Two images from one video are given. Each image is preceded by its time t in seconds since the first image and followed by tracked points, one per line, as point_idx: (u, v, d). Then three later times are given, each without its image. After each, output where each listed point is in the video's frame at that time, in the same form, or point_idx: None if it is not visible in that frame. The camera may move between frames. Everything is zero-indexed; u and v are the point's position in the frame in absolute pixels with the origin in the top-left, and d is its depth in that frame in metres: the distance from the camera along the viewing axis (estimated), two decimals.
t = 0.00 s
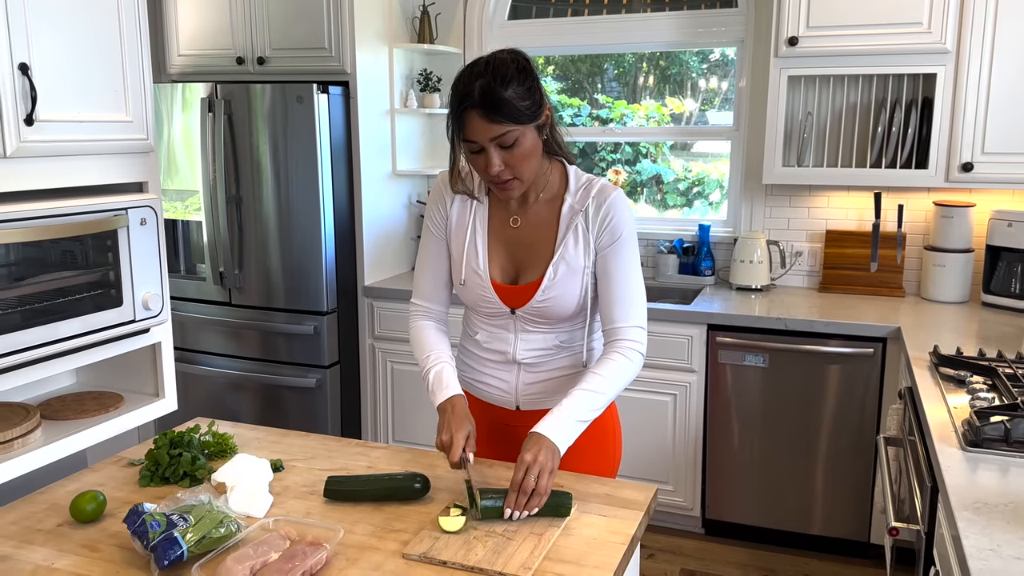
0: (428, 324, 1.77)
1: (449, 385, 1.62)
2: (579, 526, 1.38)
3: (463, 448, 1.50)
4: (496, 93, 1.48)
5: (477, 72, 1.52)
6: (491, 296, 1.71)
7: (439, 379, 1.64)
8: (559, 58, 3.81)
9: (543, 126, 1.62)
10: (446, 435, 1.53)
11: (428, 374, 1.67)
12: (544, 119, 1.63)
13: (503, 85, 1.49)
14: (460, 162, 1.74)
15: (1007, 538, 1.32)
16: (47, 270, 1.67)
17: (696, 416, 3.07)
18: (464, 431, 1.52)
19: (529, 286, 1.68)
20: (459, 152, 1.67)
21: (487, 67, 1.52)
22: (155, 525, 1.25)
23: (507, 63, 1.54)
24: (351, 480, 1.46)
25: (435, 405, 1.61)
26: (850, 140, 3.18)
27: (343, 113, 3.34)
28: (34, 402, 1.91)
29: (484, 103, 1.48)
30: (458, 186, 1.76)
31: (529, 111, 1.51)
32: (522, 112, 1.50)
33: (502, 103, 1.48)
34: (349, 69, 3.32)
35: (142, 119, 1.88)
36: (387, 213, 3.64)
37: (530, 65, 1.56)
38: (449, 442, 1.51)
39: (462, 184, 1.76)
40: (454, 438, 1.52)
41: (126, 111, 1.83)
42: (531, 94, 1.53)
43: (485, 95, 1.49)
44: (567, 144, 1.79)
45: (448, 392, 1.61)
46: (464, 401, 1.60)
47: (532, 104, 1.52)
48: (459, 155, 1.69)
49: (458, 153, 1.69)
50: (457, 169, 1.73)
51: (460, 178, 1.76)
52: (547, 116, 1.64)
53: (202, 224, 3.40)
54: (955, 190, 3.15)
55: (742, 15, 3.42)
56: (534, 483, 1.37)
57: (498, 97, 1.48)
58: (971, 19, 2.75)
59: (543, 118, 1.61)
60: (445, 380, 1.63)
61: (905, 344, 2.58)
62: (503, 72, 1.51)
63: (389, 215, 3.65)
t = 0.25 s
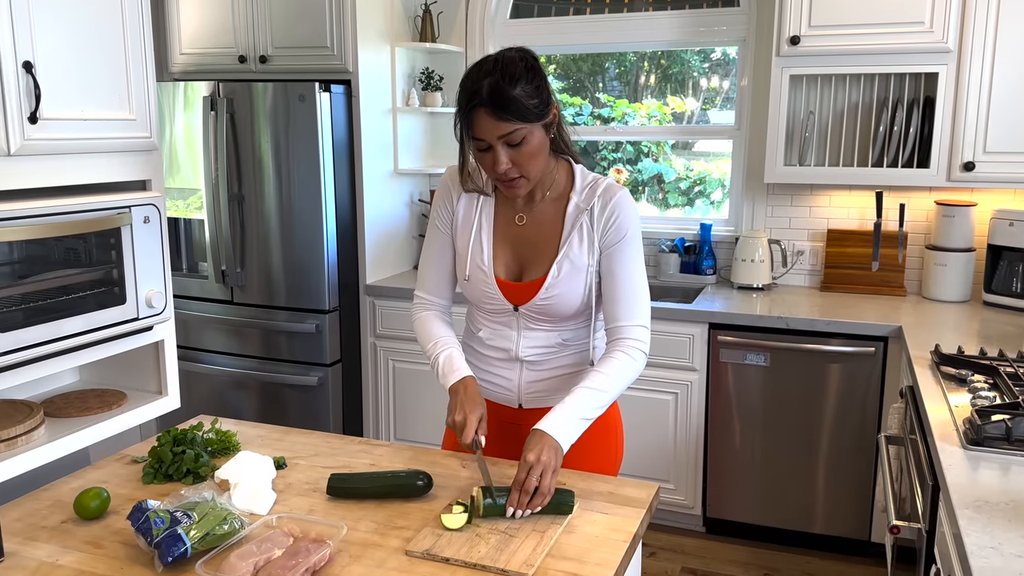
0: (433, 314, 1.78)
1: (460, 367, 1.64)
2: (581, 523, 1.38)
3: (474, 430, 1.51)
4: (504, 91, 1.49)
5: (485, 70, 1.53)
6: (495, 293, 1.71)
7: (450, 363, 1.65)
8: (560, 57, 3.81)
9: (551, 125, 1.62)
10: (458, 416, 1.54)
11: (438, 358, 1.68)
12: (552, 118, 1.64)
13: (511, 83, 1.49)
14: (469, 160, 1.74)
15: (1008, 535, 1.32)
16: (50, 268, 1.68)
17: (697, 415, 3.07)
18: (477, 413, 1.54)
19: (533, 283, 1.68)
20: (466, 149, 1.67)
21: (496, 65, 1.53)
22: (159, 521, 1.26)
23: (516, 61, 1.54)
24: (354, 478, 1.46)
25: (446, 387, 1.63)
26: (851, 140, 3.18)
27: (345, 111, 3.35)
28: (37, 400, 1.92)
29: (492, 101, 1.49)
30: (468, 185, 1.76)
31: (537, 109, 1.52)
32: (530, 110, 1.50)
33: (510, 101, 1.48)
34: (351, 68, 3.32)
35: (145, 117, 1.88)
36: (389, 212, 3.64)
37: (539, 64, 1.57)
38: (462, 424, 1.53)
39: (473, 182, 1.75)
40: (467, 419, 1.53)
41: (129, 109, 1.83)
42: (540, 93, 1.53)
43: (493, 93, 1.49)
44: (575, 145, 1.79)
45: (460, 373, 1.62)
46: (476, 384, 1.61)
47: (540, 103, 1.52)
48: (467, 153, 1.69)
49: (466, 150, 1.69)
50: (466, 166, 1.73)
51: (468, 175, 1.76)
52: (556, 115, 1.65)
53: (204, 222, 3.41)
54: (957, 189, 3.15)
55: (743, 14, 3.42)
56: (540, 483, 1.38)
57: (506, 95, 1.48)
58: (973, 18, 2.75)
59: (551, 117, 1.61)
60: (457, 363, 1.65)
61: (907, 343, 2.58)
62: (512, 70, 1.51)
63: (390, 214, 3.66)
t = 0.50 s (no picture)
0: (436, 313, 1.78)
1: (463, 371, 1.63)
2: (581, 520, 1.39)
3: (477, 437, 1.51)
4: (506, 91, 1.49)
5: (487, 70, 1.53)
6: (498, 292, 1.72)
7: (454, 365, 1.65)
8: (563, 55, 3.81)
9: (552, 125, 1.62)
10: (461, 422, 1.54)
11: (442, 360, 1.67)
12: (554, 118, 1.64)
13: (513, 84, 1.50)
14: (470, 159, 1.74)
15: (1007, 534, 1.33)
16: (53, 265, 1.68)
17: (698, 413, 3.07)
18: (479, 419, 1.54)
19: (536, 282, 1.68)
20: (468, 149, 1.67)
21: (498, 66, 1.53)
22: (162, 518, 1.26)
23: (518, 61, 1.54)
24: (355, 475, 1.47)
25: (449, 389, 1.62)
26: (852, 140, 3.18)
27: (346, 110, 3.35)
28: (40, 397, 1.93)
29: (494, 101, 1.49)
30: (469, 184, 1.75)
31: (539, 110, 1.52)
32: (532, 111, 1.51)
33: (512, 102, 1.49)
34: (353, 66, 3.32)
35: (147, 115, 1.89)
36: (390, 210, 3.65)
37: (540, 64, 1.57)
38: (465, 429, 1.53)
39: (474, 182, 1.75)
40: (470, 425, 1.53)
41: (131, 107, 1.84)
42: (542, 93, 1.53)
43: (495, 93, 1.49)
44: (576, 143, 1.80)
45: (463, 377, 1.62)
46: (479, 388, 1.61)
47: (542, 103, 1.53)
48: (468, 152, 1.70)
49: (467, 150, 1.70)
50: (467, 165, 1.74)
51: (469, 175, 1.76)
52: (557, 115, 1.65)
53: (206, 221, 3.41)
54: (958, 188, 3.15)
55: (745, 13, 3.42)
56: (541, 480, 1.38)
57: (508, 95, 1.49)
58: (975, 17, 2.75)
59: (553, 117, 1.61)
60: (460, 366, 1.65)
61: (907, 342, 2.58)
62: (513, 70, 1.52)
63: (391, 212, 3.66)
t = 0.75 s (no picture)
0: (438, 320, 1.79)
1: (459, 396, 1.61)
2: (578, 516, 1.39)
3: (473, 460, 1.49)
4: (502, 91, 1.50)
5: (483, 70, 1.54)
6: (497, 292, 1.72)
7: (450, 388, 1.63)
8: (564, 54, 3.81)
9: (548, 123, 1.63)
10: (455, 447, 1.51)
11: (439, 380, 1.66)
12: (550, 117, 1.65)
13: (509, 83, 1.50)
14: (466, 160, 1.75)
15: (1002, 531, 1.33)
16: (53, 262, 1.69)
17: (697, 411, 3.08)
18: (474, 442, 1.51)
19: (536, 281, 1.69)
20: (463, 150, 1.68)
21: (493, 66, 1.53)
22: (160, 512, 1.27)
23: (513, 61, 1.55)
24: (353, 471, 1.48)
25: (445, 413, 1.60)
26: (852, 139, 3.18)
27: (347, 108, 3.36)
28: (41, 392, 1.94)
29: (490, 101, 1.50)
30: (464, 186, 1.77)
31: (535, 109, 1.53)
32: (528, 111, 1.51)
33: (508, 102, 1.50)
34: (354, 65, 3.33)
35: (148, 112, 1.89)
36: (390, 208, 3.65)
37: (536, 63, 1.58)
38: (460, 454, 1.50)
39: (468, 183, 1.77)
40: (464, 450, 1.50)
41: (131, 104, 1.84)
42: (537, 93, 1.54)
43: (491, 93, 1.50)
44: (572, 141, 1.80)
45: (458, 404, 1.59)
46: (476, 413, 1.58)
47: (537, 102, 1.53)
48: (464, 153, 1.70)
49: (462, 151, 1.70)
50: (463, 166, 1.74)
51: (466, 176, 1.77)
52: (553, 114, 1.66)
53: (207, 219, 3.42)
54: (958, 188, 3.16)
55: (746, 12, 3.42)
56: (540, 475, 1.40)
57: (503, 95, 1.49)
58: (975, 17, 2.75)
59: (549, 116, 1.62)
60: (457, 388, 1.63)
61: (906, 341, 2.59)
62: (509, 70, 1.52)
63: (392, 210, 3.67)
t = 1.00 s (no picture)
0: (429, 310, 1.80)
1: (451, 367, 1.65)
2: (573, 514, 1.40)
3: (464, 428, 1.52)
4: (501, 89, 1.50)
5: (482, 67, 1.54)
6: (494, 289, 1.73)
7: (442, 362, 1.67)
8: (567, 53, 3.82)
9: (547, 121, 1.63)
10: (447, 415, 1.56)
11: (430, 357, 1.70)
12: (549, 115, 1.65)
13: (508, 81, 1.51)
14: (465, 158, 1.75)
15: (997, 530, 1.34)
16: (53, 259, 1.70)
17: (696, 411, 3.08)
18: (466, 411, 1.55)
19: (532, 279, 1.69)
20: (462, 147, 1.69)
21: (493, 63, 1.54)
22: (157, 508, 1.28)
23: (513, 59, 1.55)
24: (350, 468, 1.48)
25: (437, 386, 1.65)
26: (852, 140, 3.18)
27: (348, 107, 3.37)
28: (41, 389, 1.95)
29: (489, 98, 1.50)
30: (463, 181, 1.78)
31: (534, 107, 1.53)
32: (527, 108, 1.52)
33: (507, 99, 1.50)
34: (355, 64, 3.34)
35: (148, 111, 1.90)
36: (391, 207, 3.66)
37: (536, 62, 1.58)
38: (451, 421, 1.54)
39: (467, 178, 1.77)
40: (457, 417, 1.54)
41: (131, 102, 1.85)
42: (536, 91, 1.55)
43: (491, 90, 1.51)
44: (572, 140, 1.80)
45: (450, 374, 1.64)
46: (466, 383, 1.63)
47: (536, 100, 1.54)
48: (463, 151, 1.71)
49: (462, 148, 1.71)
50: (462, 164, 1.75)
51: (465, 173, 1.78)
52: (552, 112, 1.66)
53: (209, 217, 3.43)
54: (958, 188, 3.16)
55: (747, 12, 3.42)
56: (535, 471, 1.40)
57: (503, 93, 1.50)
58: (975, 17, 2.75)
59: (548, 114, 1.62)
60: (448, 363, 1.67)
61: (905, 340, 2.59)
62: (509, 68, 1.53)
63: (393, 208, 3.68)
